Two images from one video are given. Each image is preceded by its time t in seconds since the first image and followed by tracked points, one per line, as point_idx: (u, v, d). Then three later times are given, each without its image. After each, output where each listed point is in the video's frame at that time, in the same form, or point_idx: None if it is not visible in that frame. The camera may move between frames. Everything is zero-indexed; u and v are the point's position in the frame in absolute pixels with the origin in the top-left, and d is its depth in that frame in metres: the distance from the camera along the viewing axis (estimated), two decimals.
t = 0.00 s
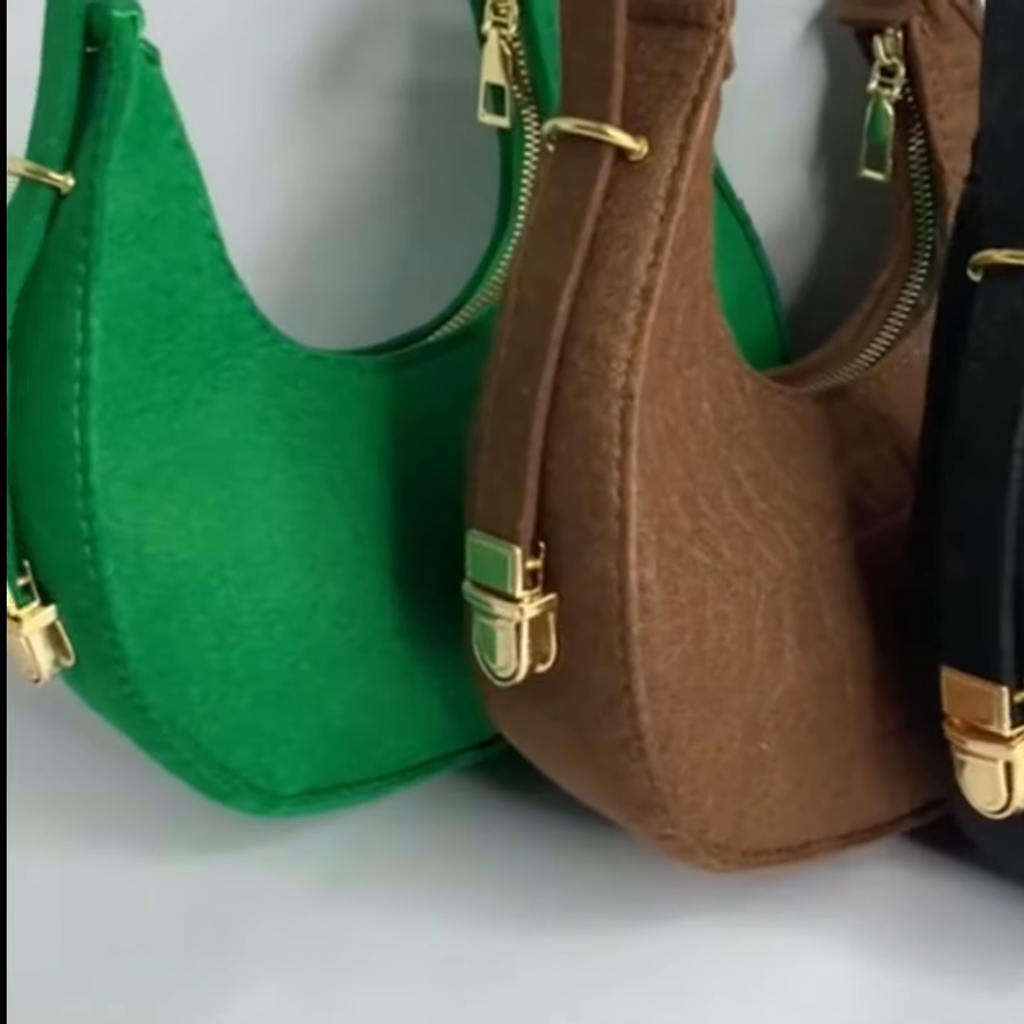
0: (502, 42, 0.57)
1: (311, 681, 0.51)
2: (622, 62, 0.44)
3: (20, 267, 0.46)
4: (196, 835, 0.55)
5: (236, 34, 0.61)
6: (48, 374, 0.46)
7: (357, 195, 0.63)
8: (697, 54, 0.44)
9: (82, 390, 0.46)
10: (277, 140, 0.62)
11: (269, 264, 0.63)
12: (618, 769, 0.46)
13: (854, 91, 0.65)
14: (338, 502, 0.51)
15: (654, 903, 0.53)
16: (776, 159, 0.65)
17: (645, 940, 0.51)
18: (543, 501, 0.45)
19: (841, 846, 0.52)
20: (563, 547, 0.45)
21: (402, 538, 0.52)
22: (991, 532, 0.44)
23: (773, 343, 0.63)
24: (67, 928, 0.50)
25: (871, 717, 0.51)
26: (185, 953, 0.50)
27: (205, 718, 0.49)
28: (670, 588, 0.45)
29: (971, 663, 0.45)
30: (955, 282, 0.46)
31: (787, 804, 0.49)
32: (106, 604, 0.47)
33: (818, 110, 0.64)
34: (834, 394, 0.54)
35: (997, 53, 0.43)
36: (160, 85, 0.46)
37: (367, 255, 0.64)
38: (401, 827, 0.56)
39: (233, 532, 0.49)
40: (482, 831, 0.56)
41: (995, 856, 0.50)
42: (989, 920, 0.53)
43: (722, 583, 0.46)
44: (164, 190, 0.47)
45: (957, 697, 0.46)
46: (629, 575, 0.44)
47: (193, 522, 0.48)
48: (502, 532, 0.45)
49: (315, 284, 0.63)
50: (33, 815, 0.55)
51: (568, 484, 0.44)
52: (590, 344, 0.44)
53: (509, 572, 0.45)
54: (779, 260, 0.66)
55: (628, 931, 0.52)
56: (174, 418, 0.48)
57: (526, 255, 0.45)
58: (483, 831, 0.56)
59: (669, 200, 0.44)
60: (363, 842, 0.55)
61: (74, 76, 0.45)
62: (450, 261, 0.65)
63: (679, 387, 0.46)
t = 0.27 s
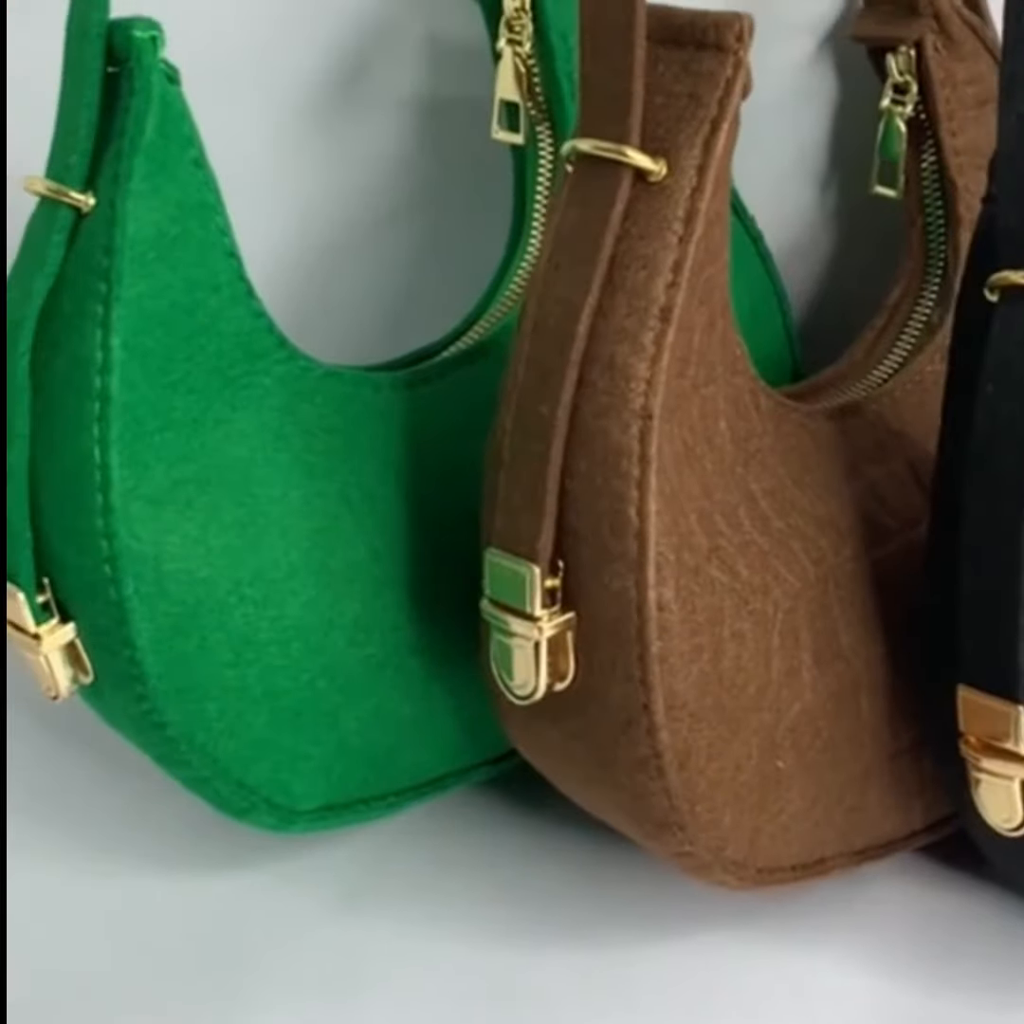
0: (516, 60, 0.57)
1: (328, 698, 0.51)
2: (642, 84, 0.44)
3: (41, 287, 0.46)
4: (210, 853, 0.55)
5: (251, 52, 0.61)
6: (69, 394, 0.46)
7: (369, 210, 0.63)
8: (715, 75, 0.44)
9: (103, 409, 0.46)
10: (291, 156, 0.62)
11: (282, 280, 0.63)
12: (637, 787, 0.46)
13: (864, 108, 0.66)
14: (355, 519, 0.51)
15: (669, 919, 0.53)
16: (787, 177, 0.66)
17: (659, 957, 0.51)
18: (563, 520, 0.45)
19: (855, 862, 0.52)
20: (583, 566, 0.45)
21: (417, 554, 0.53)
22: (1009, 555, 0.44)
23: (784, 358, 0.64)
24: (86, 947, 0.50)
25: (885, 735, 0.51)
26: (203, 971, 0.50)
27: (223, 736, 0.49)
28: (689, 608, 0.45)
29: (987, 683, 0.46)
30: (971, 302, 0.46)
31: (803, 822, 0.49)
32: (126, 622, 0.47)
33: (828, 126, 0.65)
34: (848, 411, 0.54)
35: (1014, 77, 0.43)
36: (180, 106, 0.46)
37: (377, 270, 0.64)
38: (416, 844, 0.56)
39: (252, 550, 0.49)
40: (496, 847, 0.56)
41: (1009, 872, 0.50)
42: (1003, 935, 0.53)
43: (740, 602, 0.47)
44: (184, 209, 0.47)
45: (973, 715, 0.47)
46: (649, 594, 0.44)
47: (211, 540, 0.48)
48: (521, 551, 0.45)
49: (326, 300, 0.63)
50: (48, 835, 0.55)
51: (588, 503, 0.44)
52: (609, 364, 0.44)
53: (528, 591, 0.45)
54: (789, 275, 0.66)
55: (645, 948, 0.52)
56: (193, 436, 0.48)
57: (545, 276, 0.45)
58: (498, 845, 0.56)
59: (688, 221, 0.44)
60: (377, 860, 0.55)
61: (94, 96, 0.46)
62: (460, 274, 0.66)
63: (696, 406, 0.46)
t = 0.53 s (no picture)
0: (519, 72, 0.57)
1: (331, 713, 0.51)
2: (648, 98, 0.44)
3: (43, 303, 0.46)
4: (211, 867, 0.55)
5: (252, 63, 0.61)
6: (71, 410, 0.46)
7: (370, 221, 0.63)
8: (721, 91, 0.44)
9: (106, 425, 0.46)
10: (292, 167, 0.62)
11: (283, 293, 0.63)
12: (641, 804, 0.46)
13: (866, 118, 0.66)
14: (358, 533, 0.51)
15: (672, 933, 0.53)
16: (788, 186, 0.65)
17: (664, 970, 0.51)
18: (567, 537, 0.45)
19: (859, 877, 0.52)
20: (587, 583, 0.45)
21: (420, 568, 0.52)
22: (1015, 572, 0.44)
23: (786, 370, 0.63)
24: (89, 962, 0.50)
25: (889, 749, 0.51)
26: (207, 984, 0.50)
27: (225, 751, 0.49)
28: (693, 624, 0.45)
29: (993, 700, 0.46)
30: (976, 318, 0.46)
31: (806, 837, 0.49)
32: (128, 639, 0.47)
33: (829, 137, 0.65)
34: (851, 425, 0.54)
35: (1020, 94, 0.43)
36: (182, 120, 0.46)
37: (378, 281, 0.64)
38: (418, 857, 0.56)
39: (255, 566, 0.49)
40: (498, 860, 0.56)
41: (1014, 887, 0.50)
42: (1006, 949, 0.53)
43: (745, 618, 0.46)
44: (187, 224, 0.47)
45: (978, 732, 0.46)
46: (654, 611, 0.44)
47: (214, 556, 0.48)
48: (525, 567, 0.45)
49: (326, 312, 0.63)
50: (49, 849, 0.55)
51: (592, 519, 0.44)
52: (614, 381, 0.44)
53: (533, 608, 0.45)
54: (790, 286, 0.66)
55: (649, 960, 0.52)
56: (196, 451, 0.48)
57: (550, 292, 0.45)
58: (501, 857, 0.56)
59: (693, 237, 0.44)
60: (379, 874, 0.55)
61: (97, 111, 0.45)
62: (461, 285, 0.65)
63: (700, 421, 0.46)
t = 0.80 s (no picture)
0: (516, 86, 0.57)
1: (329, 730, 0.51)
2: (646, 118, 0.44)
3: (41, 320, 0.45)
4: (211, 880, 0.55)
5: (251, 76, 0.61)
6: (69, 429, 0.46)
7: (367, 234, 0.63)
8: (719, 110, 0.44)
9: (103, 443, 0.46)
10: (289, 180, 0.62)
11: (279, 306, 0.63)
12: (638, 821, 0.46)
13: (863, 131, 0.66)
14: (356, 549, 0.51)
15: (670, 946, 0.53)
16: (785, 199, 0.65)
17: (663, 984, 0.51)
18: (565, 555, 0.45)
19: (856, 893, 0.52)
20: (585, 602, 0.45)
21: (417, 584, 0.52)
22: (1012, 592, 0.44)
23: (783, 385, 0.64)
24: (86, 976, 0.50)
25: (886, 765, 0.51)
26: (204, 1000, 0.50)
27: (223, 769, 0.49)
28: (691, 643, 0.45)
29: (990, 718, 0.46)
30: (973, 337, 0.46)
31: (803, 852, 0.49)
32: (126, 657, 0.47)
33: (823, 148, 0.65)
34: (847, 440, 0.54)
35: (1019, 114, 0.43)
36: (180, 138, 0.46)
37: (374, 295, 0.64)
38: (416, 871, 0.56)
39: (252, 583, 0.49)
40: (496, 874, 0.56)
41: (1011, 903, 0.50)
42: (1003, 963, 0.53)
43: (742, 636, 0.47)
44: (184, 241, 0.46)
45: (975, 749, 0.46)
46: (651, 630, 0.44)
47: (211, 573, 0.48)
48: (523, 585, 0.45)
49: (322, 325, 0.63)
50: (50, 863, 0.55)
51: (591, 538, 0.44)
52: (613, 400, 0.44)
53: (531, 626, 0.45)
54: (787, 298, 0.66)
55: (647, 974, 0.52)
56: (193, 468, 0.48)
57: (548, 311, 0.45)
58: (499, 871, 0.56)
59: (691, 256, 0.44)
60: (375, 888, 0.55)
61: (94, 128, 0.45)
62: (458, 298, 0.65)
63: (698, 439, 0.46)
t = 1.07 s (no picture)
0: (508, 107, 0.57)
1: (322, 752, 0.51)
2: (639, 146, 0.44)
3: (34, 349, 0.45)
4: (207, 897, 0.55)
5: (246, 95, 0.61)
6: (62, 456, 0.46)
7: (360, 252, 0.63)
8: (712, 138, 0.44)
9: (97, 470, 0.46)
10: (282, 198, 0.62)
11: (272, 324, 0.63)
12: (630, 846, 0.46)
13: (856, 149, 0.66)
14: (349, 572, 0.51)
15: (666, 965, 0.53)
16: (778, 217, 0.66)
17: (660, 1002, 0.51)
18: (557, 583, 0.45)
19: (848, 912, 0.52)
20: (577, 628, 0.45)
21: (411, 606, 0.53)
22: (1002, 618, 0.44)
23: (774, 403, 0.64)
24: (79, 994, 0.50)
25: (878, 786, 0.51)
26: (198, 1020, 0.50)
27: (216, 792, 0.49)
28: (683, 669, 0.45)
29: (981, 743, 0.46)
30: (965, 362, 0.46)
31: (795, 874, 0.50)
32: (120, 683, 0.47)
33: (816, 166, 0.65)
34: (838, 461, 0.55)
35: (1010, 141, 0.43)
36: (174, 164, 0.46)
37: (367, 312, 0.64)
38: (408, 888, 0.56)
39: (245, 607, 0.49)
40: (488, 891, 0.56)
41: (1002, 923, 0.50)
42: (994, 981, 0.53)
43: (734, 661, 0.47)
44: (177, 267, 0.47)
45: (965, 774, 0.47)
46: (644, 657, 0.44)
47: (204, 598, 0.48)
48: (515, 612, 0.45)
49: (315, 343, 0.63)
50: (47, 880, 0.55)
51: (583, 566, 0.44)
52: (605, 428, 0.44)
53: (524, 654, 0.45)
54: (780, 315, 0.66)
55: (642, 991, 0.52)
56: (186, 493, 0.48)
57: (542, 339, 0.45)
58: (493, 887, 0.56)
59: (683, 285, 0.44)
60: (369, 906, 0.55)
61: (88, 155, 0.45)
62: (452, 315, 0.65)
63: (690, 465, 0.47)
